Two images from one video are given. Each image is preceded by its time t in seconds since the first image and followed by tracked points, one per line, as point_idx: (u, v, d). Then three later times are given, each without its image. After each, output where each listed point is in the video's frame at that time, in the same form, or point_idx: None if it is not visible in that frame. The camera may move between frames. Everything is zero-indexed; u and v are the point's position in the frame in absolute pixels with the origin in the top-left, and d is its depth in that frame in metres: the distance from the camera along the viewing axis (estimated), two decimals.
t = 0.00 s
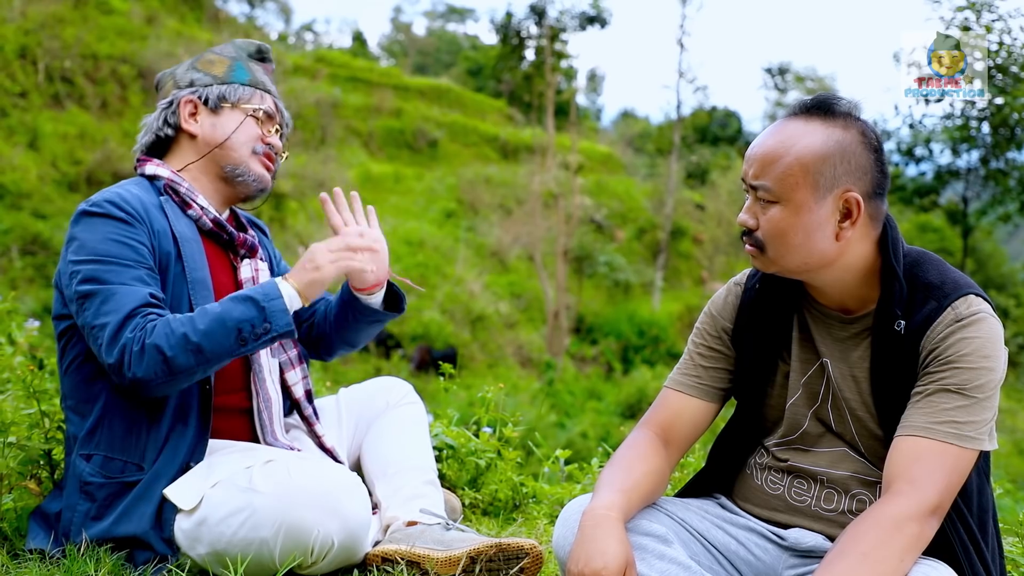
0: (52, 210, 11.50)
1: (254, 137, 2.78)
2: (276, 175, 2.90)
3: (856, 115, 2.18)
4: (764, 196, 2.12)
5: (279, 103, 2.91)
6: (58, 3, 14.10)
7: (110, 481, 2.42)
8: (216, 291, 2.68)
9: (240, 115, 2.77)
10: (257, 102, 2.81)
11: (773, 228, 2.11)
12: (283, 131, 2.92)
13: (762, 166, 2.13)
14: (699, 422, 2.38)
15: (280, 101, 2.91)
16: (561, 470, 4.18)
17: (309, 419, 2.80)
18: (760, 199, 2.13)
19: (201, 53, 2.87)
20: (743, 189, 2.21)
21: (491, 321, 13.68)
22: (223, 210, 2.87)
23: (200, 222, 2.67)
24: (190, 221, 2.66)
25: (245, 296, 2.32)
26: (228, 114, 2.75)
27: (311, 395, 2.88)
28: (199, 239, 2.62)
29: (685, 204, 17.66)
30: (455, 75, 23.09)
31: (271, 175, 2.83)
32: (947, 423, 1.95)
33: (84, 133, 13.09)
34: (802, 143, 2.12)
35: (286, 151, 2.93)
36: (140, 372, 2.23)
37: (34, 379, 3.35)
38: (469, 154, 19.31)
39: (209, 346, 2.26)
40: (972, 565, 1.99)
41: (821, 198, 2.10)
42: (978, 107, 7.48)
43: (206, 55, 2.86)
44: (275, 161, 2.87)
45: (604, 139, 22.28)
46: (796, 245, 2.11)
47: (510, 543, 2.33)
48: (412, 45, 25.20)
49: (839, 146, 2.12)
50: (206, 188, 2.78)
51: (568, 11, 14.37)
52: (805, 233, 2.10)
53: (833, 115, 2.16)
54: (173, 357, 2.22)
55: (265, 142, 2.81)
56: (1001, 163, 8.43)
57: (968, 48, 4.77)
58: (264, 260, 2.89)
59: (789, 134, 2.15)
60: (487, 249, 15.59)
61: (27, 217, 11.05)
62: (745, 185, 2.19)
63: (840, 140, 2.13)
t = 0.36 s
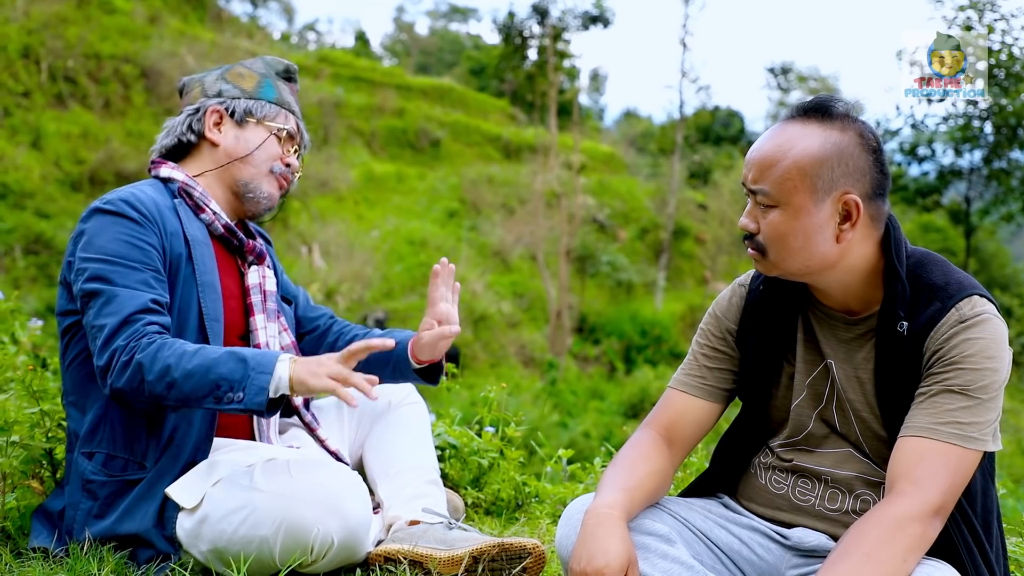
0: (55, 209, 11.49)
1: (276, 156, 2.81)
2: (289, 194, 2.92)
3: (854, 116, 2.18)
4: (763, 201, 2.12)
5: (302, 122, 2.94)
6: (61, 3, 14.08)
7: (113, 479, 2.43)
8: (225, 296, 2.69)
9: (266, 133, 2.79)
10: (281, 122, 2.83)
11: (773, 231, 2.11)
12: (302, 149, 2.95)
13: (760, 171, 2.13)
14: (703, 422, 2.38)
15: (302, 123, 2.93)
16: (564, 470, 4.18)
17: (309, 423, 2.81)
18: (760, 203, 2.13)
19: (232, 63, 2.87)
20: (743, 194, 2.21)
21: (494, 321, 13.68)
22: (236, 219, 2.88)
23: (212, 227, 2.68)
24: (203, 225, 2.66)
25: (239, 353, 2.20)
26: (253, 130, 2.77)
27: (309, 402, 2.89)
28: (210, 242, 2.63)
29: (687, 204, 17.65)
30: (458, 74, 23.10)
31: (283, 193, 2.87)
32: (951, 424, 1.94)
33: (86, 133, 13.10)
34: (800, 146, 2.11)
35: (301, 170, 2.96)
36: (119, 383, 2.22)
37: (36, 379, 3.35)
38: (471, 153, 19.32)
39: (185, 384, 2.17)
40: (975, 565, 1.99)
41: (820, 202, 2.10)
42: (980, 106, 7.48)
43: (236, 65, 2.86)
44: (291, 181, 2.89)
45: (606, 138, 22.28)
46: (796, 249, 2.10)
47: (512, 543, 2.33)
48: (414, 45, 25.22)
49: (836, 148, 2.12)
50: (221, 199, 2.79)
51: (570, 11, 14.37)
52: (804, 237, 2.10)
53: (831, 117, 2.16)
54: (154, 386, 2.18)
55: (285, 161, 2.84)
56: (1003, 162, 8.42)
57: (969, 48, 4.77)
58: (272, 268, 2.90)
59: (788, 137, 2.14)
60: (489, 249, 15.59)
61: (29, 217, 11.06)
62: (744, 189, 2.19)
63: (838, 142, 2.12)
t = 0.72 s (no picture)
0: (58, 209, 11.50)
1: (285, 156, 2.82)
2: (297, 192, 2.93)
3: (859, 115, 2.18)
4: (767, 198, 2.12)
5: (310, 118, 2.93)
6: (64, 2, 14.09)
7: (117, 481, 2.45)
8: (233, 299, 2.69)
9: (275, 132, 2.79)
10: (289, 121, 2.82)
11: (777, 229, 2.11)
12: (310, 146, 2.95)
13: (764, 168, 2.12)
14: (706, 421, 2.38)
15: (311, 121, 2.93)
16: (566, 470, 4.17)
17: (315, 428, 2.81)
18: (763, 200, 2.13)
19: (241, 59, 2.86)
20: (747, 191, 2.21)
21: (496, 320, 13.67)
22: (246, 219, 2.89)
23: (223, 229, 2.68)
24: (213, 228, 2.67)
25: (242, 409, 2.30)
26: (262, 130, 2.77)
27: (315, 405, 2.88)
28: (220, 245, 2.63)
29: (690, 203, 17.63)
30: (460, 74, 23.09)
31: (291, 192, 2.89)
32: (954, 424, 1.94)
33: (90, 132, 13.12)
34: (805, 144, 2.11)
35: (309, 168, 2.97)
36: (120, 403, 2.30)
37: (39, 379, 3.35)
38: (474, 152, 19.31)
39: (183, 426, 2.26)
40: (978, 565, 1.99)
41: (824, 200, 2.09)
42: (982, 106, 7.47)
43: (243, 61, 2.85)
44: (300, 181, 2.90)
45: (609, 138, 22.27)
46: (800, 247, 2.10)
47: (514, 543, 2.33)
48: (417, 44, 25.23)
49: (841, 146, 2.11)
50: (232, 199, 2.80)
51: (573, 10, 14.37)
52: (808, 235, 2.09)
53: (836, 115, 2.16)
54: (154, 417, 2.27)
55: (294, 161, 2.85)
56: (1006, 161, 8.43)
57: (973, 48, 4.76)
58: (281, 271, 2.90)
59: (793, 135, 2.14)
60: (492, 249, 15.59)
61: (32, 217, 11.07)
62: (748, 187, 2.18)
63: (843, 140, 2.12)
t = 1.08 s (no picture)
0: (59, 208, 11.49)
1: (308, 157, 2.81)
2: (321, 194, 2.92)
3: (863, 112, 2.17)
4: (770, 195, 2.12)
5: (332, 120, 2.93)
6: (64, 2, 14.08)
7: (120, 479, 2.44)
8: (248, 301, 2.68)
9: (298, 135, 2.79)
10: (312, 122, 2.83)
11: (779, 226, 2.10)
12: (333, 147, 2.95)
13: (768, 165, 2.12)
14: (707, 420, 2.38)
15: (335, 123, 2.93)
16: (568, 468, 4.17)
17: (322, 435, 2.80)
18: (767, 197, 2.13)
19: (263, 63, 2.87)
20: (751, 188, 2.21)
21: (497, 320, 13.67)
22: (269, 223, 2.89)
23: (242, 232, 2.68)
24: (233, 230, 2.67)
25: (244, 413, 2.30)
26: (285, 132, 2.77)
27: (324, 411, 2.87)
28: (238, 247, 2.63)
29: (691, 203, 17.60)
30: (461, 73, 23.07)
31: (316, 194, 2.88)
32: (956, 422, 1.94)
33: (91, 131, 13.12)
34: (808, 141, 2.11)
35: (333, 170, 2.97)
36: (121, 402, 2.30)
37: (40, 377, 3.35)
38: (475, 152, 19.30)
39: (185, 430, 2.26)
40: (978, 564, 1.98)
41: (827, 196, 2.09)
42: (983, 105, 7.46)
43: (264, 65, 2.86)
44: (324, 182, 2.90)
45: (610, 137, 22.26)
46: (802, 244, 2.10)
47: (516, 541, 2.32)
48: (418, 43, 25.20)
49: (845, 143, 2.11)
50: (257, 203, 2.80)
51: (574, 9, 14.36)
52: (811, 231, 2.09)
53: (840, 112, 2.16)
54: (155, 419, 2.27)
55: (317, 162, 2.84)
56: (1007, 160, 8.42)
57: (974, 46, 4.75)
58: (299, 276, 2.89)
59: (796, 132, 2.14)
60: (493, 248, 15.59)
61: (33, 216, 11.07)
62: (752, 184, 2.18)
63: (846, 137, 2.12)
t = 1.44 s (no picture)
0: (60, 208, 11.49)
1: (303, 152, 2.80)
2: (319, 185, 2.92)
3: (859, 112, 2.17)
4: (768, 197, 2.12)
5: (324, 108, 2.91)
6: (65, 2, 14.08)
7: (122, 481, 2.45)
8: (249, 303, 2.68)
9: (290, 130, 2.78)
10: (304, 114, 2.81)
11: (779, 227, 2.10)
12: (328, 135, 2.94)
13: (765, 167, 2.12)
14: (708, 420, 2.37)
15: (326, 110, 2.91)
16: (568, 468, 4.16)
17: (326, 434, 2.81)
18: (764, 199, 2.12)
19: (247, 53, 2.84)
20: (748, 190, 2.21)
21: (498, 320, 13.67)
22: (267, 223, 2.89)
23: (242, 233, 2.68)
24: (233, 231, 2.67)
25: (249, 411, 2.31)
26: (277, 129, 2.76)
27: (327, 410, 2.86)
28: (238, 249, 2.63)
29: (692, 203, 17.58)
30: (463, 73, 23.06)
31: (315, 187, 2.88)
32: (956, 421, 1.93)
33: (92, 131, 13.12)
34: (805, 142, 2.11)
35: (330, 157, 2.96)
36: (122, 398, 2.28)
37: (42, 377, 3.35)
38: (476, 152, 19.30)
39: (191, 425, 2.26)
40: (980, 563, 1.98)
41: (825, 197, 2.09)
42: (984, 105, 7.45)
43: (250, 55, 2.83)
44: (322, 174, 2.89)
45: (611, 137, 22.25)
46: (801, 245, 2.10)
47: (517, 542, 2.32)
48: (419, 43, 25.20)
49: (841, 144, 2.11)
50: (254, 204, 2.80)
51: (575, 9, 14.36)
52: (809, 232, 2.09)
53: (836, 113, 2.15)
54: (158, 415, 2.26)
55: (313, 155, 2.83)
56: (1007, 160, 8.41)
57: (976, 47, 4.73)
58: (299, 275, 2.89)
59: (793, 134, 2.13)
60: (494, 248, 15.59)
61: (34, 216, 11.08)
62: (749, 186, 2.18)
63: (842, 139, 2.12)
